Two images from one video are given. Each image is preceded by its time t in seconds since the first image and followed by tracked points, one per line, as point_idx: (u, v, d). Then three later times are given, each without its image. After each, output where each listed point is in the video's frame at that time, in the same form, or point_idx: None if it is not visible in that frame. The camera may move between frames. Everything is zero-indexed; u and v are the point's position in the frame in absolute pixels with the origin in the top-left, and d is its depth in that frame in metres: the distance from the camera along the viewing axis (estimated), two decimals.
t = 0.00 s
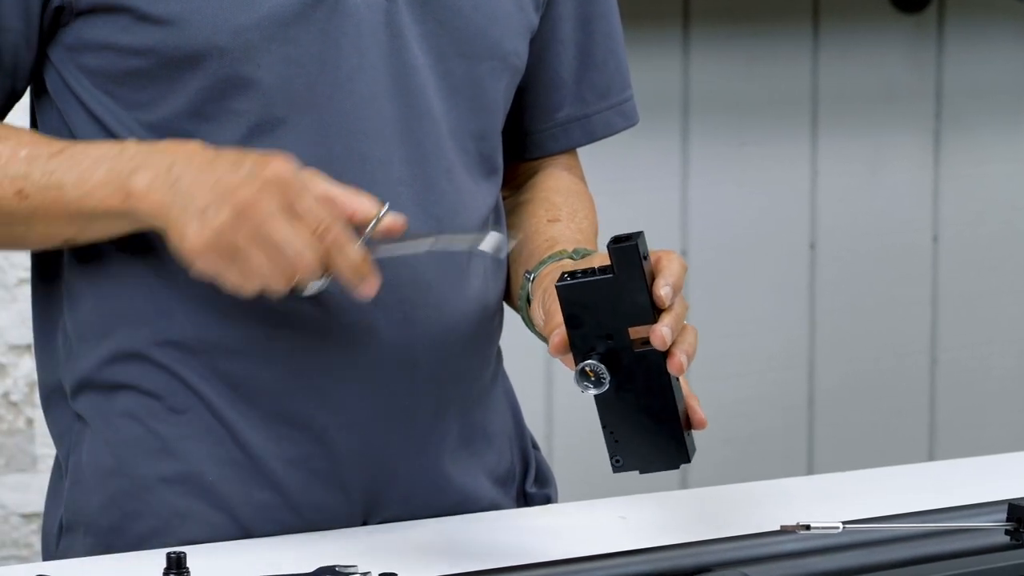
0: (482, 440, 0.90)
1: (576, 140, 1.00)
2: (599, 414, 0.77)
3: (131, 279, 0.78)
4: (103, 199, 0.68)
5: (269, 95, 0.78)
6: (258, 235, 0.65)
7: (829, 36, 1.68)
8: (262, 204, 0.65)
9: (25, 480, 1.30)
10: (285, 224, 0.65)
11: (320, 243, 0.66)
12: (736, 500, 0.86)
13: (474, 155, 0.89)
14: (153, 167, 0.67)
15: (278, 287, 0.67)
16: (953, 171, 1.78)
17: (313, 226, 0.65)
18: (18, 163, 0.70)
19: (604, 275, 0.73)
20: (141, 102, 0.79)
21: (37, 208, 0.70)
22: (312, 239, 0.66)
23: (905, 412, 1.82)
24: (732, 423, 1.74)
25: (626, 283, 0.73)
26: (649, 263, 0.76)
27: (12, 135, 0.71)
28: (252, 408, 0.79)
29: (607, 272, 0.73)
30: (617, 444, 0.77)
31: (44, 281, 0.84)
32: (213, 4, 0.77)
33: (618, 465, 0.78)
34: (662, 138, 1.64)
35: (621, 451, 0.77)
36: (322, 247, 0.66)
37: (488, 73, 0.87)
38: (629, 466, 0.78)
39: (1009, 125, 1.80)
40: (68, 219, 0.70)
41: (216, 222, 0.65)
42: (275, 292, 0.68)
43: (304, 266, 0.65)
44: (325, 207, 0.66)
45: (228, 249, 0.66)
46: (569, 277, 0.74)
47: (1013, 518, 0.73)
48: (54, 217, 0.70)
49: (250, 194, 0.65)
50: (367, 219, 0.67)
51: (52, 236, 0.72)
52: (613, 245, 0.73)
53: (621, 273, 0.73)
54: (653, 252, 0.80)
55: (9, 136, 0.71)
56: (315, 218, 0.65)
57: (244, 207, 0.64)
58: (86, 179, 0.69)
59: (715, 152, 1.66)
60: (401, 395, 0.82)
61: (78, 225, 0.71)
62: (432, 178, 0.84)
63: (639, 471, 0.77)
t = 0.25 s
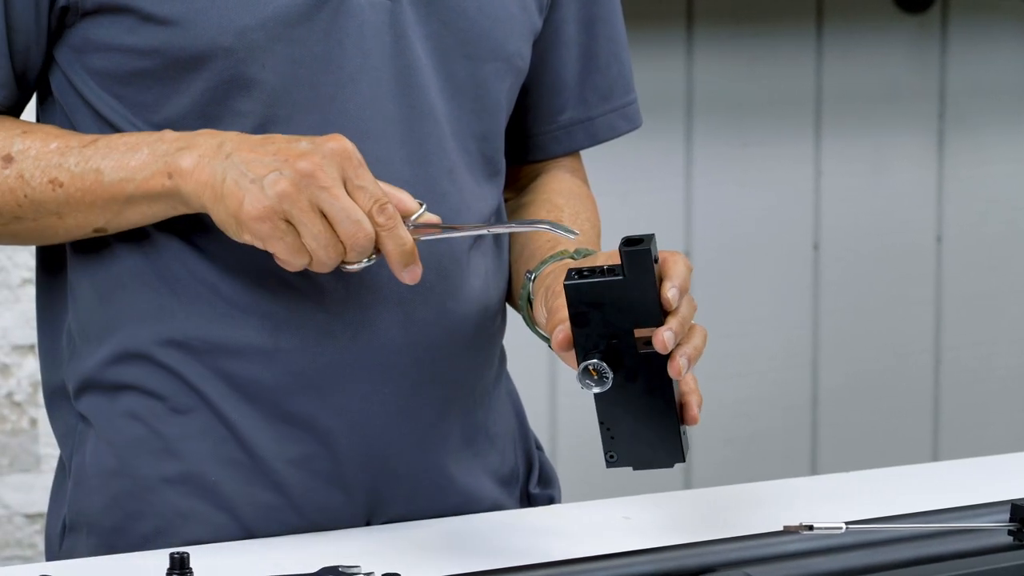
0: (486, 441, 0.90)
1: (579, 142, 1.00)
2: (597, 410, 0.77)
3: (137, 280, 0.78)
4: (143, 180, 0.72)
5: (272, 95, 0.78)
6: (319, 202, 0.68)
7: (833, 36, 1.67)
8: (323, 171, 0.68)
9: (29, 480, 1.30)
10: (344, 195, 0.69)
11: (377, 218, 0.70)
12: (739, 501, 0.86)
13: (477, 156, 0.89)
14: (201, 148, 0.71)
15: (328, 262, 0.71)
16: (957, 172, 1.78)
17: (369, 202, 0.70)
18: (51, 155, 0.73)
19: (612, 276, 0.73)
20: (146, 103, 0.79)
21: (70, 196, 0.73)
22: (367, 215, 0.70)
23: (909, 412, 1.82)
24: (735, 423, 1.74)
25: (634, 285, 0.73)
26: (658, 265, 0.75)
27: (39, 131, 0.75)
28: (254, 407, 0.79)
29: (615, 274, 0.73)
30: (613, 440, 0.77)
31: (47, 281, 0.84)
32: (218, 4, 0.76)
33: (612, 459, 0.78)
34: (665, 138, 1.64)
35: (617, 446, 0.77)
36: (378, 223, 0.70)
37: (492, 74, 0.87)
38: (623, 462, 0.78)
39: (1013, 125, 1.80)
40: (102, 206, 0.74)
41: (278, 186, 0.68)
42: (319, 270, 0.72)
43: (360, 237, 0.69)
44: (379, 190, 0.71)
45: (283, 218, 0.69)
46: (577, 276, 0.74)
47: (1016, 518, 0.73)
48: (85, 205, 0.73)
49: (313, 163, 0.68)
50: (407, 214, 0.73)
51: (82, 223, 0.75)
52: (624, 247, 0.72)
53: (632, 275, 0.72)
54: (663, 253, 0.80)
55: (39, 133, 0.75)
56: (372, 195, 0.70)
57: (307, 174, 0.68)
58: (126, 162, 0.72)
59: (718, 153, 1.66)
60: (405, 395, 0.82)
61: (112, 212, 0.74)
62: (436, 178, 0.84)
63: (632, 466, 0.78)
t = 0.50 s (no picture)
0: (489, 442, 0.90)
1: (581, 146, 1.00)
2: (599, 410, 0.77)
3: (142, 282, 0.78)
4: (154, 189, 0.73)
5: (276, 97, 0.78)
6: (335, 215, 0.69)
7: (836, 37, 1.67)
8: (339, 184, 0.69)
9: (33, 482, 1.30)
10: (361, 208, 0.69)
11: (393, 230, 0.71)
12: (742, 502, 0.86)
13: (480, 159, 0.89)
14: (214, 158, 0.72)
15: (344, 274, 0.72)
16: (960, 174, 1.78)
17: (385, 214, 0.71)
18: (61, 161, 0.73)
19: (613, 274, 0.73)
20: (152, 104, 0.79)
21: (80, 202, 0.73)
22: (383, 226, 0.71)
23: (913, 414, 1.82)
24: (739, 425, 1.74)
25: (637, 284, 0.73)
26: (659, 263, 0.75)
27: (48, 136, 0.75)
28: (258, 408, 0.79)
29: (617, 272, 0.73)
30: (617, 440, 0.77)
31: (51, 283, 0.84)
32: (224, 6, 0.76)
33: (616, 459, 0.78)
34: (669, 140, 1.64)
35: (620, 446, 0.77)
36: (394, 234, 0.71)
37: (496, 77, 0.87)
38: (627, 461, 0.78)
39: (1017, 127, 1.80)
40: (112, 213, 0.74)
41: (295, 199, 0.68)
42: (334, 280, 0.73)
43: (376, 249, 0.70)
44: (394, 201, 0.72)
45: (299, 231, 0.70)
46: (578, 274, 0.74)
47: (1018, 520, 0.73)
48: (94, 211, 0.74)
49: (329, 176, 0.69)
50: (418, 221, 0.74)
51: (90, 229, 0.75)
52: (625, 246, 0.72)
53: (634, 273, 0.72)
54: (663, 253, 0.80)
55: (48, 138, 0.74)
56: (388, 207, 0.71)
57: (323, 187, 0.68)
58: (137, 170, 0.73)
59: (721, 155, 1.66)
60: (408, 397, 0.82)
61: (122, 219, 0.74)
62: (439, 181, 0.84)
63: (636, 466, 0.78)
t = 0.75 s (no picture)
0: (489, 446, 0.90)
1: (581, 151, 1.00)
2: (599, 412, 0.77)
3: (144, 287, 0.78)
4: (160, 204, 0.73)
5: (277, 102, 0.78)
6: (341, 234, 0.70)
7: (837, 41, 1.67)
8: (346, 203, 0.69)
9: (35, 486, 1.30)
10: (366, 226, 0.70)
11: (398, 247, 0.71)
12: (742, 507, 0.86)
13: (481, 165, 0.89)
14: (219, 173, 0.72)
15: (350, 291, 0.72)
16: (961, 178, 1.78)
17: (391, 231, 0.71)
18: (66, 173, 0.73)
19: (610, 276, 0.73)
20: (152, 109, 0.79)
21: (85, 215, 0.73)
22: (389, 243, 0.71)
23: (914, 418, 1.82)
24: (740, 429, 1.73)
25: (633, 283, 0.73)
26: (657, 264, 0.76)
27: (54, 147, 0.75)
28: (258, 413, 0.79)
29: (614, 273, 0.73)
30: (617, 443, 0.77)
31: (52, 288, 0.84)
32: (226, 11, 0.77)
33: (616, 462, 0.78)
34: (669, 144, 1.64)
35: (621, 449, 0.77)
36: (399, 252, 0.71)
37: (497, 82, 0.88)
38: (628, 464, 0.78)
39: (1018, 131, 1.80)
40: (117, 226, 0.74)
41: (300, 218, 0.69)
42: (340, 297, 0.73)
43: (382, 267, 0.71)
44: (399, 217, 0.72)
45: (305, 249, 0.70)
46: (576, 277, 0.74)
47: (1018, 524, 0.73)
48: (99, 224, 0.74)
49: (335, 194, 0.69)
50: (424, 236, 0.75)
51: (94, 241, 0.75)
52: (622, 247, 0.73)
53: (630, 273, 0.73)
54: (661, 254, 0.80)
55: (54, 150, 0.75)
56: (393, 224, 0.71)
57: (329, 206, 0.69)
58: (143, 185, 0.73)
59: (722, 159, 1.66)
60: (407, 400, 0.82)
61: (127, 231, 0.74)
62: (439, 186, 0.84)
63: (637, 469, 0.78)
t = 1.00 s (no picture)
0: (487, 452, 0.90)
1: (578, 158, 1.00)
2: (588, 420, 0.77)
3: (142, 293, 0.78)
4: (159, 215, 0.73)
5: (274, 108, 0.79)
6: (341, 246, 0.70)
7: (836, 47, 1.68)
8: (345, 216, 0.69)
9: (33, 493, 1.30)
10: (366, 239, 0.70)
11: (398, 259, 0.71)
12: (740, 512, 0.85)
13: (478, 170, 0.89)
14: (219, 185, 0.72)
15: (349, 303, 0.72)
16: (960, 183, 1.78)
17: (390, 243, 0.71)
18: (66, 183, 0.74)
19: (602, 284, 0.73)
20: (150, 115, 0.79)
21: (84, 226, 0.73)
22: (388, 255, 0.72)
23: (914, 423, 1.82)
24: (739, 435, 1.73)
25: (624, 293, 0.73)
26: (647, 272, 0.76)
27: (53, 157, 0.75)
28: (255, 419, 0.79)
29: (605, 281, 0.73)
30: (604, 450, 0.77)
31: (50, 295, 0.84)
32: (224, 17, 0.77)
33: (603, 469, 0.78)
34: (668, 150, 1.64)
35: (608, 457, 0.77)
36: (398, 264, 0.71)
37: (494, 88, 0.88)
38: (615, 471, 0.78)
39: (1016, 137, 1.80)
40: (117, 237, 0.74)
41: (300, 230, 0.69)
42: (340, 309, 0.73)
43: (381, 279, 0.71)
44: (399, 230, 0.72)
45: (305, 262, 0.70)
46: (567, 284, 0.74)
47: (1016, 529, 0.73)
48: (98, 234, 0.74)
49: (335, 207, 0.69)
50: (424, 246, 0.75)
51: (94, 252, 0.75)
52: (613, 255, 0.73)
53: (621, 282, 0.73)
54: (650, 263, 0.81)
55: (53, 159, 0.75)
56: (393, 236, 0.71)
57: (328, 219, 0.69)
58: (142, 196, 0.73)
59: (721, 165, 1.66)
60: (405, 406, 0.82)
61: (127, 242, 0.74)
62: (437, 192, 0.85)
63: (624, 477, 0.78)
